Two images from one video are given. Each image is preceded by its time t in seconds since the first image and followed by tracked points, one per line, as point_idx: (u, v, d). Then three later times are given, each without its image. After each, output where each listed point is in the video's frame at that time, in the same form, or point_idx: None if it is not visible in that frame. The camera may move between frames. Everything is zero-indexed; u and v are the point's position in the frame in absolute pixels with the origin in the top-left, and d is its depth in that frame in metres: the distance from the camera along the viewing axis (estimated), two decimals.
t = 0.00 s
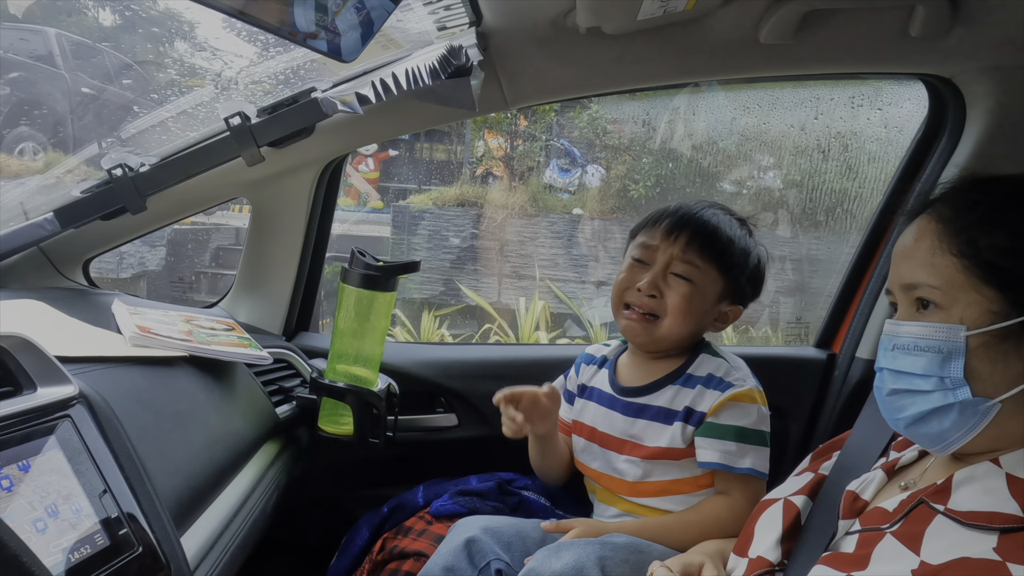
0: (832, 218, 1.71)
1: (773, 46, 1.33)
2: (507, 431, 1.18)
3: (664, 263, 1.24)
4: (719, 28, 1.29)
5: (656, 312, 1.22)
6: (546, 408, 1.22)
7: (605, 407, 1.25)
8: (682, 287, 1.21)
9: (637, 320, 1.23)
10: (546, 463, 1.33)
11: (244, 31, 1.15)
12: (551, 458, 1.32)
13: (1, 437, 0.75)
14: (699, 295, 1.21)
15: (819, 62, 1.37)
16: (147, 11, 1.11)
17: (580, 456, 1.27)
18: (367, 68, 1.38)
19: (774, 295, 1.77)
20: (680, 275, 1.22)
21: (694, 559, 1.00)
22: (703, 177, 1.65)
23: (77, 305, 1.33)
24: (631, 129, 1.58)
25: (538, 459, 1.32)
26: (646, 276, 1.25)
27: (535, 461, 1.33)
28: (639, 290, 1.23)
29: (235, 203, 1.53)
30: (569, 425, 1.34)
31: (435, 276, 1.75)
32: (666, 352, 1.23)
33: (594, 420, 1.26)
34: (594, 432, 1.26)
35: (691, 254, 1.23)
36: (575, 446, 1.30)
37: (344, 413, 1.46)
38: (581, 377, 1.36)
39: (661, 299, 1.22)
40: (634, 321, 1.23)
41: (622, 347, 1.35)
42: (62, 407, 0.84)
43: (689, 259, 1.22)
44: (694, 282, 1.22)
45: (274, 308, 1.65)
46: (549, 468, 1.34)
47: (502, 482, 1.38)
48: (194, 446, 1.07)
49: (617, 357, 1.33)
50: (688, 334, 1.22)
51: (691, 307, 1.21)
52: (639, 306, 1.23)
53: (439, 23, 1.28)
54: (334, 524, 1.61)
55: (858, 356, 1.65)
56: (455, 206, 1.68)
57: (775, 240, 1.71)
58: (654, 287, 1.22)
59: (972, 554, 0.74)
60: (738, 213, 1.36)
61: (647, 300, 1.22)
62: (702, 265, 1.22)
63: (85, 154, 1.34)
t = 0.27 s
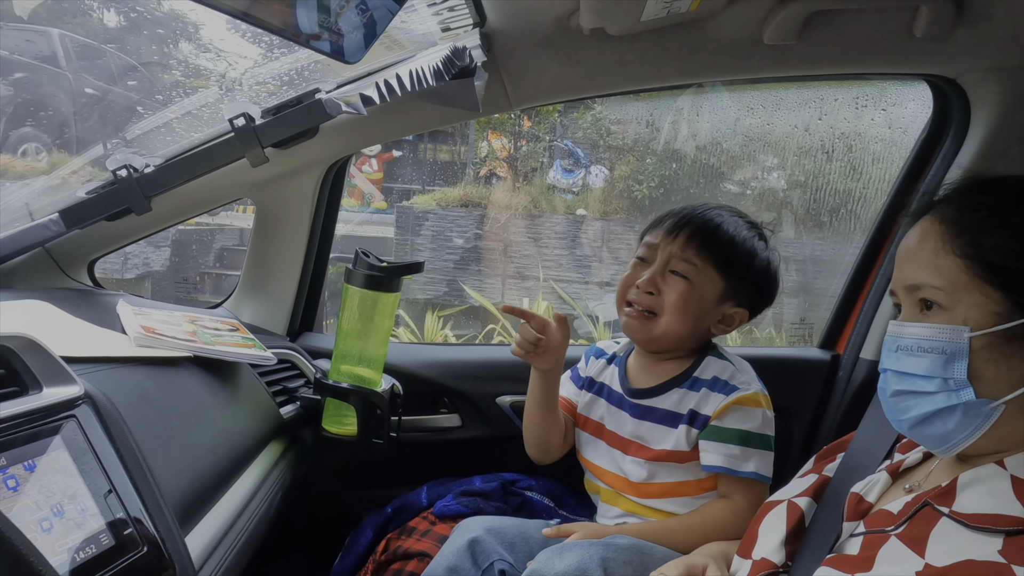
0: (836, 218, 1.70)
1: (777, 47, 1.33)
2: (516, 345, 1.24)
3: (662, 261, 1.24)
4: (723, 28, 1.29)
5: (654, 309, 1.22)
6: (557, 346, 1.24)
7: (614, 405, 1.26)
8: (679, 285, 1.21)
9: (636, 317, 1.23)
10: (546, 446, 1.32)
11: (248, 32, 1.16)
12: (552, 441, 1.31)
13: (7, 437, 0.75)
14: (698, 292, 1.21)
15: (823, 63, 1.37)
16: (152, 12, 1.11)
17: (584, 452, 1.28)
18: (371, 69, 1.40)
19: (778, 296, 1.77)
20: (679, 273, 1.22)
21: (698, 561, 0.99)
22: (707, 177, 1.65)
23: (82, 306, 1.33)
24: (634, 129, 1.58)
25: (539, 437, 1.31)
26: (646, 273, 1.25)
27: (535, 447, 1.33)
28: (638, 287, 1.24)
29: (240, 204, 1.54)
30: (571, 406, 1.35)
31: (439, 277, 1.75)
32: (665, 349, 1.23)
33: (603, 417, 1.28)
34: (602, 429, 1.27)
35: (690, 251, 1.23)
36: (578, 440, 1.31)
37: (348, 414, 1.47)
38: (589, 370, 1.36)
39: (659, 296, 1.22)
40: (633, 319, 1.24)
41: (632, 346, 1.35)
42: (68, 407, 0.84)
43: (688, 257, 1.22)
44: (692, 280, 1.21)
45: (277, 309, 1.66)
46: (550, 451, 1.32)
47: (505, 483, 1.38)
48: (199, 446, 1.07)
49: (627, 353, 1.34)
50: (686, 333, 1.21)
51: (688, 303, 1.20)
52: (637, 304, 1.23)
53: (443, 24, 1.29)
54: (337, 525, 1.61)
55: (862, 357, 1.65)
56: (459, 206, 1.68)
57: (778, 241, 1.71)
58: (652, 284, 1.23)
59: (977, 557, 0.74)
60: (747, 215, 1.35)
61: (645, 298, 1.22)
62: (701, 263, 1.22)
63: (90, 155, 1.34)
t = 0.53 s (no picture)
0: (841, 219, 1.70)
1: (781, 47, 1.33)
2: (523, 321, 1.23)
3: (670, 264, 1.24)
4: (727, 28, 1.29)
5: (662, 312, 1.22)
6: (563, 325, 1.24)
7: (624, 406, 1.27)
8: (687, 288, 1.21)
9: (643, 319, 1.23)
10: (548, 433, 1.31)
11: (252, 33, 1.16)
12: (553, 429, 1.31)
13: (11, 437, 0.75)
14: (705, 296, 1.21)
15: (827, 63, 1.37)
16: (156, 13, 1.11)
17: (591, 450, 1.29)
18: (374, 71, 1.39)
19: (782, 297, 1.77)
20: (687, 277, 1.22)
21: (702, 562, 0.99)
22: (711, 178, 1.65)
23: (87, 306, 1.33)
24: (638, 130, 1.58)
25: (540, 424, 1.30)
26: (654, 276, 1.25)
27: (536, 433, 1.32)
28: (646, 290, 1.24)
29: (244, 205, 1.54)
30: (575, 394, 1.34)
31: (442, 277, 1.75)
32: (672, 352, 1.23)
33: (612, 416, 1.28)
34: (610, 427, 1.27)
35: (698, 254, 1.23)
36: (586, 437, 1.31)
37: (352, 414, 1.47)
38: (598, 368, 1.36)
39: (667, 300, 1.22)
40: (641, 321, 1.24)
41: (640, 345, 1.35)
42: (72, 407, 0.84)
43: (696, 260, 1.22)
44: (700, 283, 1.21)
45: (282, 309, 1.66)
46: (550, 438, 1.32)
47: (509, 483, 1.38)
48: (202, 447, 1.07)
49: (636, 352, 1.34)
50: (695, 336, 1.21)
51: (695, 307, 1.20)
52: (645, 306, 1.23)
53: (447, 25, 1.29)
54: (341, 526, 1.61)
55: (867, 358, 1.65)
56: (462, 207, 1.68)
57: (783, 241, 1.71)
58: (659, 287, 1.23)
59: (984, 559, 0.73)
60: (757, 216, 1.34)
61: (653, 300, 1.22)
62: (709, 266, 1.22)
63: (95, 156, 1.34)
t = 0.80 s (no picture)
0: (845, 220, 1.70)
1: (785, 48, 1.33)
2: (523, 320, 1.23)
3: (678, 265, 1.24)
4: (731, 29, 1.29)
5: (669, 312, 1.21)
6: (564, 325, 1.24)
7: (628, 407, 1.26)
8: (695, 289, 1.21)
9: (649, 319, 1.23)
10: (550, 433, 1.31)
11: (257, 34, 1.16)
12: (556, 429, 1.31)
13: (16, 437, 0.75)
14: (713, 298, 1.21)
15: (831, 63, 1.37)
16: (161, 14, 1.12)
17: (594, 452, 1.29)
18: (378, 72, 1.39)
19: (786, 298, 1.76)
20: (695, 277, 1.22)
21: (707, 565, 0.99)
22: (715, 178, 1.65)
23: (92, 307, 1.34)
24: (642, 131, 1.58)
25: (543, 425, 1.30)
26: (661, 277, 1.25)
27: (538, 434, 1.32)
28: (653, 290, 1.23)
29: (248, 206, 1.54)
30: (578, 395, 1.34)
31: (446, 278, 1.75)
32: (677, 353, 1.22)
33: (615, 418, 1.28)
34: (614, 429, 1.27)
35: (707, 257, 1.22)
36: (589, 439, 1.31)
37: (356, 415, 1.47)
38: (603, 369, 1.37)
39: (674, 300, 1.21)
40: (647, 321, 1.23)
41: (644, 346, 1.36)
42: (77, 407, 0.84)
43: (704, 262, 1.22)
44: (708, 285, 1.21)
45: (286, 309, 1.66)
46: (552, 439, 1.32)
47: (512, 484, 1.38)
48: (207, 447, 1.07)
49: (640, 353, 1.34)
50: (701, 337, 1.21)
51: (703, 309, 1.20)
52: (652, 306, 1.23)
53: (450, 23, 1.27)
54: (345, 526, 1.61)
55: (872, 358, 1.64)
56: (467, 207, 1.68)
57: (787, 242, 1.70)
58: (667, 288, 1.22)
59: (989, 561, 0.73)
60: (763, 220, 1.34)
61: (660, 301, 1.22)
62: (718, 268, 1.22)
63: (101, 157, 1.35)
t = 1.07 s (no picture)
0: (850, 220, 1.70)
1: (790, 49, 1.33)
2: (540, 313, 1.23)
3: (685, 268, 1.24)
4: (736, 30, 1.29)
5: (678, 316, 1.21)
6: (578, 323, 1.24)
7: (633, 409, 1.26)
8: (703, 293, 1.21)
9: (658, 323, 1.23)
10: (555, 435, 1.31)
11: (262, 36, 1.16)
12: (562, 432, 1.31)
13: (22, 437, 0.76)
14: (721, 301, 1.21)
15: (835, 64, 1.37)
16: (167, 16, 1.12)
17: (599, 453, 1.29)
18: (383, 72, 1.40)
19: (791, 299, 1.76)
20: (703, 280, 1.22)
21: (710, 566, 0.99)
22: (720, 179, 1.65)
23: (98, 307, 1.34)
24: (646, 131, 1.58)
25: (549, 426, 1.30)
26: (668, 280, 1.25)
27: (544, 437, 1.32)
28: (661, 294, 1.23)
29: (253, 206, 1.54)
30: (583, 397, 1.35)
31: (451, 278, 1.75)
32: (686, 356, 1.23)
33: (621, 420, 1.28)
34: (619, 430, 1.27)
35: (714, 260, 1.22)
36: (595, 441, 1.31)
37: (360, 415, 1.47)
38: (608, 371, 1.37)
39: (683, 304, 1.21)
40: (656, 325, 1.23)
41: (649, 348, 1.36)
42: (83, 408, 0.85)
43: (712, 265, 1.22)
44: (716, 288, 1.21)
45: (291, 310, 1.67)
46: (557, 441, 1.32)
47: (516, 484, 1.38)
48: (212, 447, 1.08)
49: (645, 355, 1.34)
50: (710, 340, 1.21)
51: (712, 312, 1.20)
52: (660, 310, 1.23)
53: (456, 27, 1.30)
54: (349, 526, 1.61)
55: (876, 360, 1.64)
56: (471, 208, 1.68)
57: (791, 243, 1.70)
58: (675, 292, 1.22)
59: (993, 562, 0.73)
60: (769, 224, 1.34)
61: (668, 305, 1.22)
62: (725, 271, 1.22)
63: (106, 158, 1.35)
